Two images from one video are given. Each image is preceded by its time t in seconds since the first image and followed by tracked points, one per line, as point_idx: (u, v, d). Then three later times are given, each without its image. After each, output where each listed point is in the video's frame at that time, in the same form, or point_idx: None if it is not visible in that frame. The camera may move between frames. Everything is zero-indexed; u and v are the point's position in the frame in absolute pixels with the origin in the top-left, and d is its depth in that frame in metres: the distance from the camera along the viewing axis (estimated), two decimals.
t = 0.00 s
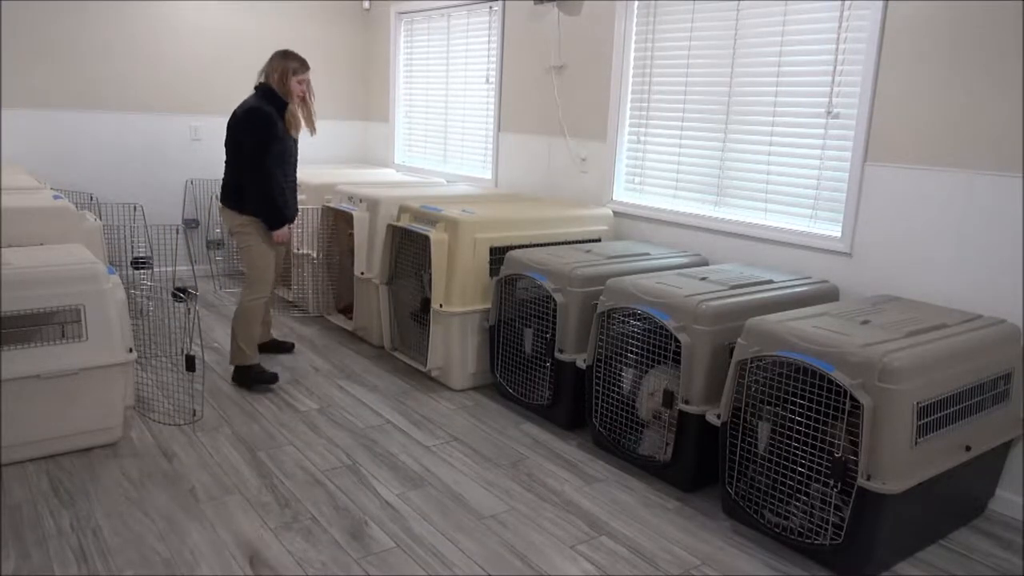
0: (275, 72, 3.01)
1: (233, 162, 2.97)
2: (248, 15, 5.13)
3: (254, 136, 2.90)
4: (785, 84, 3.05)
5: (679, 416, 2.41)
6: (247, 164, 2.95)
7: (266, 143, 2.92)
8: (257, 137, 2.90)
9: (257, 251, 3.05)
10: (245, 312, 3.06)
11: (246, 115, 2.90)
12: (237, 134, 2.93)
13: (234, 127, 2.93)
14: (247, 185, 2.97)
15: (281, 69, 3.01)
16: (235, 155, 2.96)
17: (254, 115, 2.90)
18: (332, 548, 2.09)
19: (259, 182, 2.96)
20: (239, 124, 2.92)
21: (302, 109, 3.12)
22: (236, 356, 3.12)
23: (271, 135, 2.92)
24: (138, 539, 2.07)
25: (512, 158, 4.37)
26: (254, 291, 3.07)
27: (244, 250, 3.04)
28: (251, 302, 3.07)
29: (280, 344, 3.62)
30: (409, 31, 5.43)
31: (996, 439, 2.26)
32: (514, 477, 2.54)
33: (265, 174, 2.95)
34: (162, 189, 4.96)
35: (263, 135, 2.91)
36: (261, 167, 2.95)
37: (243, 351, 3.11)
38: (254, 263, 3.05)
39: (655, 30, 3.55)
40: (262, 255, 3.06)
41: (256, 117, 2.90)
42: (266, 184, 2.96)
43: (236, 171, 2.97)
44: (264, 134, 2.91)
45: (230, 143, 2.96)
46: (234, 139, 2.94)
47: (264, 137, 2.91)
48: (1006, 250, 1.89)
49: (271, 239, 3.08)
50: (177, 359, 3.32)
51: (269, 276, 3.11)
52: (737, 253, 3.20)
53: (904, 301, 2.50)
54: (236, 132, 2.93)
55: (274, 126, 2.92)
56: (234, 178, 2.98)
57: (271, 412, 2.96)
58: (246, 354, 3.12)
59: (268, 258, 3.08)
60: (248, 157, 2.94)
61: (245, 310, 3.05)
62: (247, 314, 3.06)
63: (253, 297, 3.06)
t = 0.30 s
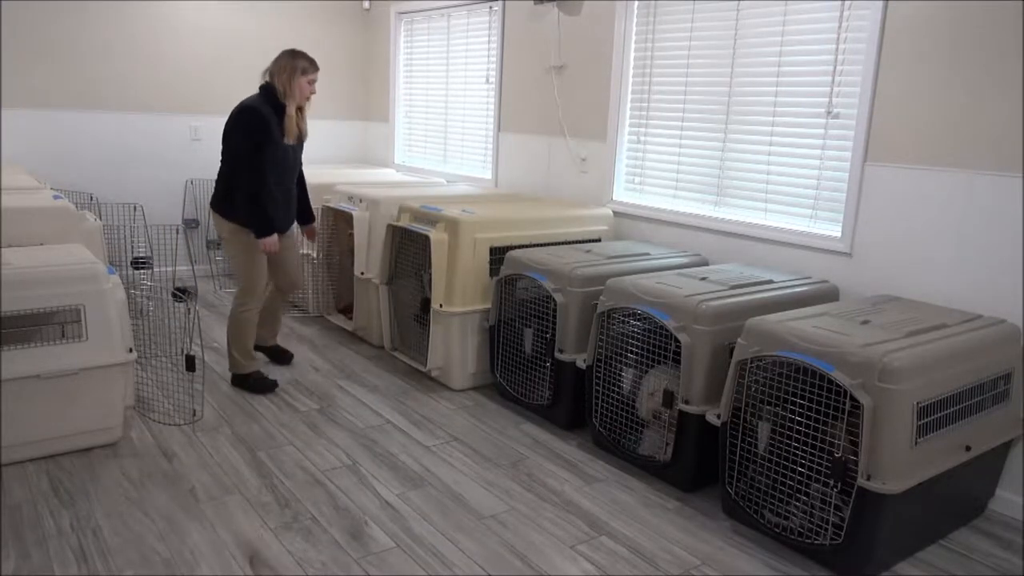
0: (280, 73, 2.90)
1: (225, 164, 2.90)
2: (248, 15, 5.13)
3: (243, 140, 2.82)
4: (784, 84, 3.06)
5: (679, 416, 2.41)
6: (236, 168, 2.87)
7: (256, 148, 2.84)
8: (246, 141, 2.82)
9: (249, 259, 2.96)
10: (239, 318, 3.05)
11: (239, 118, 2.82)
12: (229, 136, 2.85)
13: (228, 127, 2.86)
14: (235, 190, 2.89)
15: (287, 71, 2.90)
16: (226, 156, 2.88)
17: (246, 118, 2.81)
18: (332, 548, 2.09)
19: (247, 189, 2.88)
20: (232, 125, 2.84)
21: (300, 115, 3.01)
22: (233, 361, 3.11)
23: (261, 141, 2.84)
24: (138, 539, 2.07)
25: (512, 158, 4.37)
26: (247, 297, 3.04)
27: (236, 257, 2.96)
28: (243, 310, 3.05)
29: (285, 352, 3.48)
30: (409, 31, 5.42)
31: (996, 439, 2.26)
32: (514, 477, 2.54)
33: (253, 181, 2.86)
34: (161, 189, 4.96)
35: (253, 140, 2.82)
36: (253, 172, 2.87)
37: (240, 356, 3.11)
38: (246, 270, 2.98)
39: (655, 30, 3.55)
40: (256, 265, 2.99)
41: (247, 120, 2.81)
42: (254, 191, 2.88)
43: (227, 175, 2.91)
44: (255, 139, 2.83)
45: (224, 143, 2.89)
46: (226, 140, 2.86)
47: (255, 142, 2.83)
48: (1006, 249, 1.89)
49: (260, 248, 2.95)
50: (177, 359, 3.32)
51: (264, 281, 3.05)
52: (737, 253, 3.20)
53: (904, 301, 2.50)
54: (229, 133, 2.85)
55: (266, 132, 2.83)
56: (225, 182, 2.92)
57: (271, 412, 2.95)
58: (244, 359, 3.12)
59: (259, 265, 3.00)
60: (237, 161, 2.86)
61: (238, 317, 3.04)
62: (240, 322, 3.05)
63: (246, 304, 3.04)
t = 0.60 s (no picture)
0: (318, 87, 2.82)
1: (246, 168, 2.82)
2: (248, 15, 5.12)
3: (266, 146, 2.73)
4: (784, 84, 3.06)
5: (680, 416, 2.41)
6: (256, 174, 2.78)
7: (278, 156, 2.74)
8: (268, 148, 2.73)
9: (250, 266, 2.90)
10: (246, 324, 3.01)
11: (267, 123, 2.74)
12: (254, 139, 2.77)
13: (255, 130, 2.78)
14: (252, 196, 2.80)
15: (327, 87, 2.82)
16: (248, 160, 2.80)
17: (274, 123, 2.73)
18: (333, 548, 2.09)
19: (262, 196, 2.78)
20: (259, 129, 2.76)
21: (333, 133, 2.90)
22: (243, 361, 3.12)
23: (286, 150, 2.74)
24: (138, 539, 2.07)
25: (512, 157, 4.36)
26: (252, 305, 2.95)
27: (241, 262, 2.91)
28: (250, 319, 2.99)
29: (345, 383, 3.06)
30: (409, 31, 5.42)
31: (997, 439, 2.26)
32: (514, 477, 2.54)
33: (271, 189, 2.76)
34: (161, 189, 4.94)
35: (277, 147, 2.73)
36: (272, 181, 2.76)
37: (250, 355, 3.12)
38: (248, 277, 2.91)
39: (656, 29, 3.55)
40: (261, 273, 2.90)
41: (275, 127, 2.73)
42: (269, 201, 2.77)
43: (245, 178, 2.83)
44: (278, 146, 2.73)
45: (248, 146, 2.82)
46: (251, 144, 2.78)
47: (279, 149, 2.73)
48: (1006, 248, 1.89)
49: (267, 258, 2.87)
50: (177, 359, 3.32)
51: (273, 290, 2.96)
52: (737, 253, 3.20)
53: (905, 301, 2.50)
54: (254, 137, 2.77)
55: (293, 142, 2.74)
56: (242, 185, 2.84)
57: (272, 412, 2.96)
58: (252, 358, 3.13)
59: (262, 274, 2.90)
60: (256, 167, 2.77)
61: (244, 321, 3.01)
62: (250, 328, 3.02)
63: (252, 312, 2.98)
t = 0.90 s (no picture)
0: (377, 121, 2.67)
1: (281, 172, 2.58)
2: (248, 15, 5.12)
3: (317, 160, 2.53)
4: (784, 84, 3.06)
5: (679, 416, 2.41)
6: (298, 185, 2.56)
7: (331, 173, 2.56)
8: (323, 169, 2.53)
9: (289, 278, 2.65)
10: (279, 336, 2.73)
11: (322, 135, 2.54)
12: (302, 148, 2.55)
13: (305, 138, 2.57)
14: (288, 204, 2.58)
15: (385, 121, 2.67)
16: (289, 165, 2.57)
17: (332, 138, 2.54)
18: (333, 548, 2.09)
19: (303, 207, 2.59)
20: (312, 138, 2.55)
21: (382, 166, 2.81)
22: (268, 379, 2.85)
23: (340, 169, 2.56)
24: (138, 539, 2.07)
25: (512, 157, 4.37)
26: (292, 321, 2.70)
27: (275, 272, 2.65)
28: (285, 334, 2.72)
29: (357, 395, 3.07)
30: (409, 31, 5.42)
31: (997, 439, 2.26)
32: (514, 477, 2.54)
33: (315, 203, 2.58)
34: (161, 189, 4.94)
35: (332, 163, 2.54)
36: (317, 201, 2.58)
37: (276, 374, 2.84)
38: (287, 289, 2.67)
39: (656, 29, 3.55)
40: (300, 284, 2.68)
41: (333, 142, 2.54)
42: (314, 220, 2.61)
43: (278, 182, 2.59)
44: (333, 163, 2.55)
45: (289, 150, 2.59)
46: (296, 149, 2.56)
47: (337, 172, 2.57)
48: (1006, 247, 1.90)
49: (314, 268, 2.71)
50: (177, 359, 3.32)
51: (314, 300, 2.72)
52: (737, 253, 3.20)
53: (905, 301, 2.50)
54: (302, 145, 2.56)
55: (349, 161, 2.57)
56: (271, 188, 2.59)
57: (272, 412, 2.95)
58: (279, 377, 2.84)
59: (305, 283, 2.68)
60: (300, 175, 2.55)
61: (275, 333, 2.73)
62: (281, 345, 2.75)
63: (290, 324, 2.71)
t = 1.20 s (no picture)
0: (408, 152, 2.66)
1: (309, 178, 2.50)
2: (248, 14, 5.12)
3: (351, 176, 2.46)
4: (784, 84, 3.06)
5: (679, 416, 2.41)
6: (326, 195, 2.49)
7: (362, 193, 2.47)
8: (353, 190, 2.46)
9: (298, 282, 2.58)
10: (296, 348, 2.64)
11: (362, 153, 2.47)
12: (339, 160, 2.48)
13: (344, 150, 2.50)
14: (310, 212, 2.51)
15: (416, 152, 2.68)
16: (318, 173, 2.49)
17: (369, 158, 2.47)
18: (333, 548, 2.09)
19: (325, 218, 2.51)
20: (350, 152, 2.48)
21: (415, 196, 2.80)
22: (301, 402, 2.73)
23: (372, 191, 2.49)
24: (138, 539, 2.07)
25: (512, 158, 4.37)
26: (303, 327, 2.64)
27: (283, 276, 2.57)
28: (297, 343, 2.64)
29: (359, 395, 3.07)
30: (409, 31, 5.41)
31: (997, 439, 2.26)
32: (514, 477, 2.54)
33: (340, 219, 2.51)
34: (161, 189, 4.94)
35: (366, 185, 2.46)
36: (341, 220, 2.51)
37: (309, 394, 2.72)
38: (296, 294, 2.59)
39: (656, 29, 3.55)
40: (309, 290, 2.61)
41: (370, 162, 2.47)
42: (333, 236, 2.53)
43: (304, 187, 2.51)
44: (365, 184, 2.47)
45: (322, 156, 2.51)
46: (330, 158, 2.49)
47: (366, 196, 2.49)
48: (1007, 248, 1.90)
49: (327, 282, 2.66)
50: (177, 359, 3.32)
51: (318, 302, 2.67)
52: (736, 253, 3.20)
53: (906, 301, 2.49)
54: (338, 156, 2.49)
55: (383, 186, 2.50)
56: (294, 190, 2.51)
57: (272, 412, 2.95)
58: (314, 397, 2.73)
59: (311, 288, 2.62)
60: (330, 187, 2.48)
61: (294, 345, 2.64)
62: (299, 356, 2.66)
63: (302, 331, 2.64)
